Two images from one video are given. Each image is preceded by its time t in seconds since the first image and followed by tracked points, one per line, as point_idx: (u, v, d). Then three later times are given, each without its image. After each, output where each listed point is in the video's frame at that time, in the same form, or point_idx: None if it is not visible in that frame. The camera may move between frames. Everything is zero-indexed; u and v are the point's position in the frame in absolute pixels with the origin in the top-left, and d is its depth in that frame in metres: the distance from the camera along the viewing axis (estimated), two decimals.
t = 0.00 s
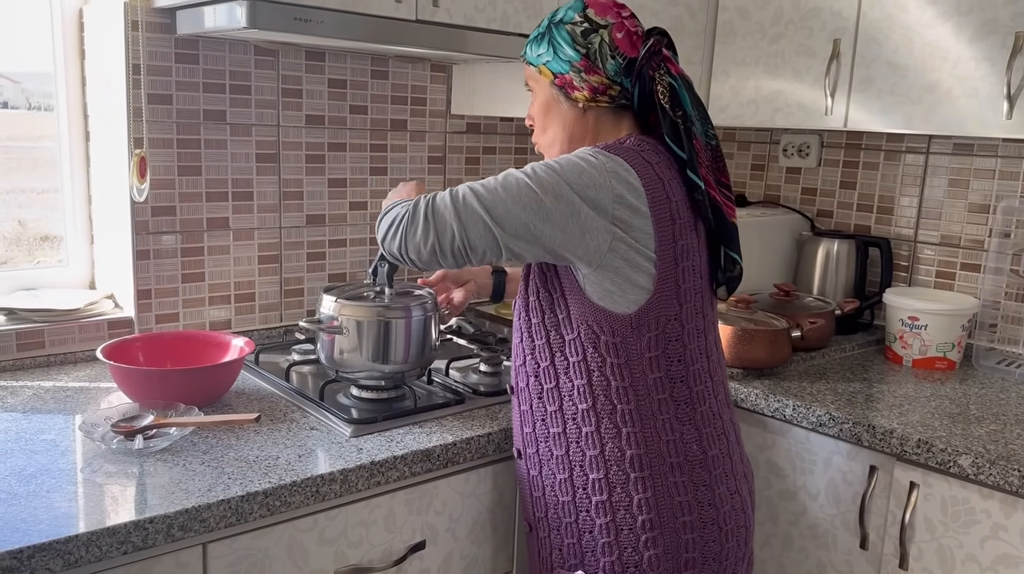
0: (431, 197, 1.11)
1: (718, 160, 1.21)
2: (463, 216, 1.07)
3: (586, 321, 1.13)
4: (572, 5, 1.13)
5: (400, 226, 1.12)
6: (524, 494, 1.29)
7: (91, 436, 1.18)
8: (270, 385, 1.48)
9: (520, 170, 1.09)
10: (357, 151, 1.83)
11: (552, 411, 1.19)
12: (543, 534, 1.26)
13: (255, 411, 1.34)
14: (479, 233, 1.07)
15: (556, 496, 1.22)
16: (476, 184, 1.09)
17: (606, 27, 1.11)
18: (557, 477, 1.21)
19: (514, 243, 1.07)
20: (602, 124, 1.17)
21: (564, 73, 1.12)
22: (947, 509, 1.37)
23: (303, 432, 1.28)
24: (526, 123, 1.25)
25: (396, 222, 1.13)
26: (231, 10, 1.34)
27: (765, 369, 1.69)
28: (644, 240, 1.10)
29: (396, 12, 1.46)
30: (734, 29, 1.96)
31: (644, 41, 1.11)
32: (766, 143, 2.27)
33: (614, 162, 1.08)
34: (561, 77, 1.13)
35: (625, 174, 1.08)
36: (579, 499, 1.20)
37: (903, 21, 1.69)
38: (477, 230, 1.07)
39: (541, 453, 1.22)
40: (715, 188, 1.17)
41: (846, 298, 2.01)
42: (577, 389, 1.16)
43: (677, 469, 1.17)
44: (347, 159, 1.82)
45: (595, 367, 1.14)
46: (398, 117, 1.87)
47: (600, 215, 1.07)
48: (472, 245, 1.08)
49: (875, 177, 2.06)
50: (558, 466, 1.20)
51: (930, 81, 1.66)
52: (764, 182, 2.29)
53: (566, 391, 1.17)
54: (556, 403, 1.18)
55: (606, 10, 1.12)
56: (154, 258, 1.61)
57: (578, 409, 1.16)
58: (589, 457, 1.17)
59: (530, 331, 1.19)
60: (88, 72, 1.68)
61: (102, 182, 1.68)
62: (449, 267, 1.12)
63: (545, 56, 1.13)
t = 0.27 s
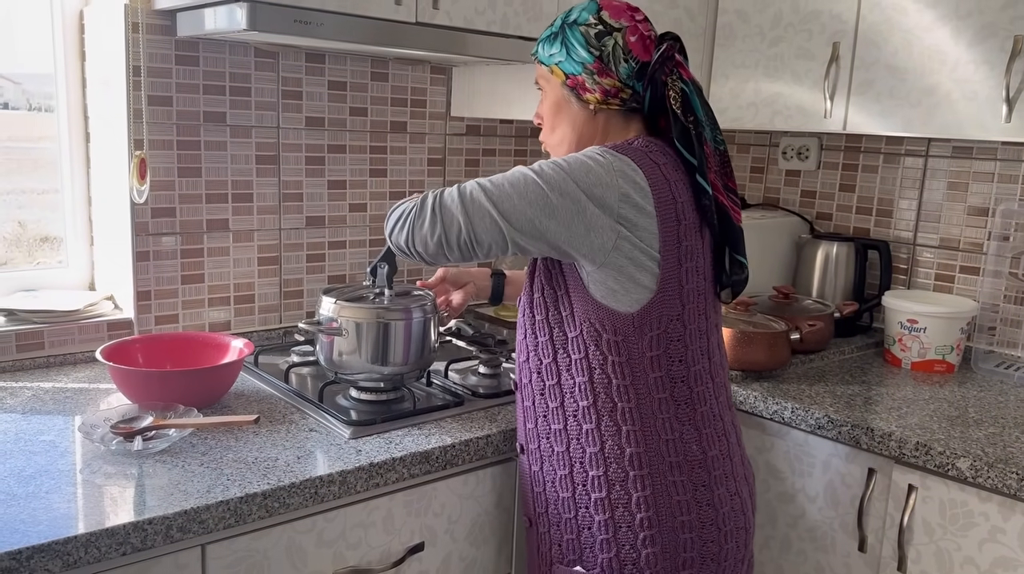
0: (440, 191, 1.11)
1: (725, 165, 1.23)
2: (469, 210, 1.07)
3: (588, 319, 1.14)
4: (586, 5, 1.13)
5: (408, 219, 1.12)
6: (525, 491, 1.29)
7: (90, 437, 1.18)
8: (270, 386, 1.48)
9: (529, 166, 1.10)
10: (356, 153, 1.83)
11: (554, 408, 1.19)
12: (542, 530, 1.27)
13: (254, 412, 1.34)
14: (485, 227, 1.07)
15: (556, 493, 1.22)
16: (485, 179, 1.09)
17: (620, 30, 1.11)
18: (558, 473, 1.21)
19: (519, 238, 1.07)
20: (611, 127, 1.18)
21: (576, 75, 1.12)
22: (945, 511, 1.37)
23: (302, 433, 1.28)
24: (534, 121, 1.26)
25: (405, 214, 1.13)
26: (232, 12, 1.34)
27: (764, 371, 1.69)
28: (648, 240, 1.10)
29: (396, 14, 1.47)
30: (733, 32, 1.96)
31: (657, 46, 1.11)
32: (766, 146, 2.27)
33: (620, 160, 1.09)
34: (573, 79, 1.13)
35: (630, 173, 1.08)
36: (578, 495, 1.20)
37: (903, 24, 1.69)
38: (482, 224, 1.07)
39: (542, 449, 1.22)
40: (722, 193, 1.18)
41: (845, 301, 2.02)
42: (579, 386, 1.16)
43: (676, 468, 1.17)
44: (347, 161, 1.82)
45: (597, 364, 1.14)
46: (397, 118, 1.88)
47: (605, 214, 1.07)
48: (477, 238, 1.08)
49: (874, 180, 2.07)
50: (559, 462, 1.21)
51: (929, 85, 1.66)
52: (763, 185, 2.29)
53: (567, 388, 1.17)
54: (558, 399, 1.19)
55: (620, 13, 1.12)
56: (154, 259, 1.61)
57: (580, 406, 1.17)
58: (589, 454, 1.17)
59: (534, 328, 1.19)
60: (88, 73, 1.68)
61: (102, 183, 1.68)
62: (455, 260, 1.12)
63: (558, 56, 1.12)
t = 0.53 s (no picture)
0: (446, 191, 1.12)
1: (728, 171, 1.24)
2: (474, 210, 1.08)
3: (593, 321, 1.14)
4: (594, 9, 1.13)
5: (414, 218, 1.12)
6: (529, 494, 1.29)
7: (89, 438, 1.18)
8: (268, 388, 1.48)
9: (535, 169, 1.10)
10: (356, 155, 1.84)
11: (557, 410, 1.19)
12: (546, 531, 1.27)
13: (252, 414, 1.34)
14: (490, 226, 1.07)
15: (559, 495, 1.23)
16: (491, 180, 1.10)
17: (628, 34, 1.10)
18: (562, 475, 1.21)
19: (523, 239, 1.07)
20: (615, 131, 1.18)
21: (583, 78, 1.12)
22: (943, 515, 1.37)
23: (301, 435, 1.28)
24: (538, 122, 1.25)
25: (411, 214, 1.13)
26: (232, 15, 1.34)
27: (762, 374, 1.69)
28: (652, 242, 1.10)
29: (396, 17, 1.47)
30: (733, 35, 1.96)
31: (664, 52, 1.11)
32: (765, 149, 2.28)
33: (624, 162, 1.09)
34: (579, 82, 1.13)
35: (635, 176, 1.08)
36: (582, 497, 1.20)
37: (902, 28, 1.69)
38: (488, 223, 1.07)
39: (546, 451, 1.22)
40: (727, 198, 1.19)
41: (843, 304, 2.02)
42: (583, 389, 1.16)
43: (680, 470, 1.18)
44: (347, 163, 1.83)
45: (601, 367, 1.15)
46: (397, 121, 1.88)
47: (610, 217, 1.07)
48: (482, 238, 1.08)
49: (873, 183, 2.07)
50: (563, 464, 1.21)
51: (928, 88, 1.66)
52: (763, 188, 2.29)
53: (571, 390, 1.17)
54: (562, 402, 1.19)
55: (628, 17, 1.11)
56: (153, 260, 1.61)
57: (583, 409, 1.17)
58: (593, 456, 1.17)
59: (538, 330, 1.19)
60: (88, 75, 1.68)
61: (102, 185, 1.69)
62: (459, 260, 1.12)
63: (564, 59, 1.12)
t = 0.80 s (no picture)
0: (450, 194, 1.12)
1: (729, 170, 1.24)
2: (477, 211, 1.08)
3: (597, 323, 1.14)
4: (593, 12, 1.13)
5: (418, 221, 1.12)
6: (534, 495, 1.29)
7: (89, 438, 1.19)
8: (269, 388, 1.48)
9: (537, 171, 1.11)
10: (357, 156, 1.84)
11: (562, 412, 1.19)
12: (551, 533, 1.27)
13: (253, 415, 1.34)
14: (493, 227, 1.07)
15: (564, 497, 1.23)
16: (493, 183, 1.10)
17: (628, 38, 1.11)
18: (567, 477, 1.21)
19: (525, 240, 1.07)
20: (618, 134, 1.18)
21: (585, 82, 1.12)
22: (943, 518, 1.37)
23: (302, 435, 1.28)
24: (537, 127, 1.25)
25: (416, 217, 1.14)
26: (234, 16, 1.34)
27: (762, 377, 1.70)
28: (655, 243, 1.10)
29: (398, 19, 1.47)
30: (734, 38, 1.97)
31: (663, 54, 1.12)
32: (766, 152, 2.28)
33: (625, 162, 1.09)
34: (581, 86, 1.13)
35: (638, 178, 1.09)
36: (587, 499, 1.20)
37: (902, 31, 1.70)
38: (490, 224, 1.07)
39: (550, 453, 1.22)
40: (729, 197, 1.20)
41: (844, 307, 2.02)
42: (587, 391, 1.17)
43: (685, 471, 1.18)
44: (348, 164, 1.83)
45: (605, 369, 1.15)
46: (399, 122, 1.88)
47: (612, 218, 1.08)
48: (485, 239, 1.08)
49: (874, 187, 2.07)
50: (568, 466, 1.21)
51: (928, 92, 1.66)
52: (763, 190, 2.30)
53: (576, 392, 1.18)
54: (566, 404, 1.19)
55: (627, 21, 1.12)
56: (154, 261, 1.61)
57: (588, 410, 1.17)
58: (598, 457, 1.18)
59: (542, 332, 1.19)
60: (90, 76, 1.69)
61: (103, 185, 1.69)
62: (461, 263, 1.12)
63: (566, 64, 1.12)
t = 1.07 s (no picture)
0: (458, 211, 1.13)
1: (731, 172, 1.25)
2: (485, 228, 1.08)
3: (600, 326, 1.14)
4: (597, 15, 1.13)
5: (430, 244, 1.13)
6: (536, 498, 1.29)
7: (90, 437, 1.19)
8: (270, 389, 1.48)
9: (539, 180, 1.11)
10: (358, 157, 1.84)
11: (564, 415, 1.20)
12: (552, 536, 1.27)
13: (254, 415, 1.34)
14: (501, 243, 1.08)
15: (566, 499, 1.23)
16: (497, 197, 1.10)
17: (632, 40, 1.11)
18: (568, 480, 1.22)
19: (535, 253, 1.08)
20: (622, 136, 1.18)
21: (590, 84, 1.12)
22: (943, 521, 1.37)
23: (302, 436, 1.28)
24: (541, 129, 1.25)
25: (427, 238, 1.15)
26: (237, 16, 1.34)
27: (763, 379, 1.70)
28: (658, 246, 1.10)
29: (400, 20, 1.47)
30: (736, 40, 1.97)
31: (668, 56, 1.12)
32: (767, 154, 2.28)
33: (626, 163, 1.10)
34: (586, 88, 1.13)
35: (640, 181, 1.09)
36: (588, 502, 1.20)
37: (904, 34, 1.70)
38: (499, 241, 1.08)
39: (552, 456, 1.22)
40: (732, 198, 1.21)
41: (844, 310, 2.02)
42: (589, 393, 1.17)
43: (686, 473, 1.17)
44: (350, 165, 1.83)
45: (608, 371, 1.15)
46: (400, 123, 1.88)
47: (616, 223, 1.08)
48: (496, 256, 1.09)
49: (876, 190, 2.07)
50: (569, 469, 1.21)
51: (930, 95, 1.66)
52: (764, 193, 2.30)
53: (578, 395, 1.18)
54: (568, 406, 1.19)
55: (631, 23, 1.12)
56: (155, 261, 1.61)
57: (590, 413, 1.17)
58: (600, 459, 1.18)
59: (545, 334, 1.19)
60: (92, 76, 1.69)
61: (105, 185, 1.69)
62: (474, 280, 1.13)
63: (570, 66, 1.12)
